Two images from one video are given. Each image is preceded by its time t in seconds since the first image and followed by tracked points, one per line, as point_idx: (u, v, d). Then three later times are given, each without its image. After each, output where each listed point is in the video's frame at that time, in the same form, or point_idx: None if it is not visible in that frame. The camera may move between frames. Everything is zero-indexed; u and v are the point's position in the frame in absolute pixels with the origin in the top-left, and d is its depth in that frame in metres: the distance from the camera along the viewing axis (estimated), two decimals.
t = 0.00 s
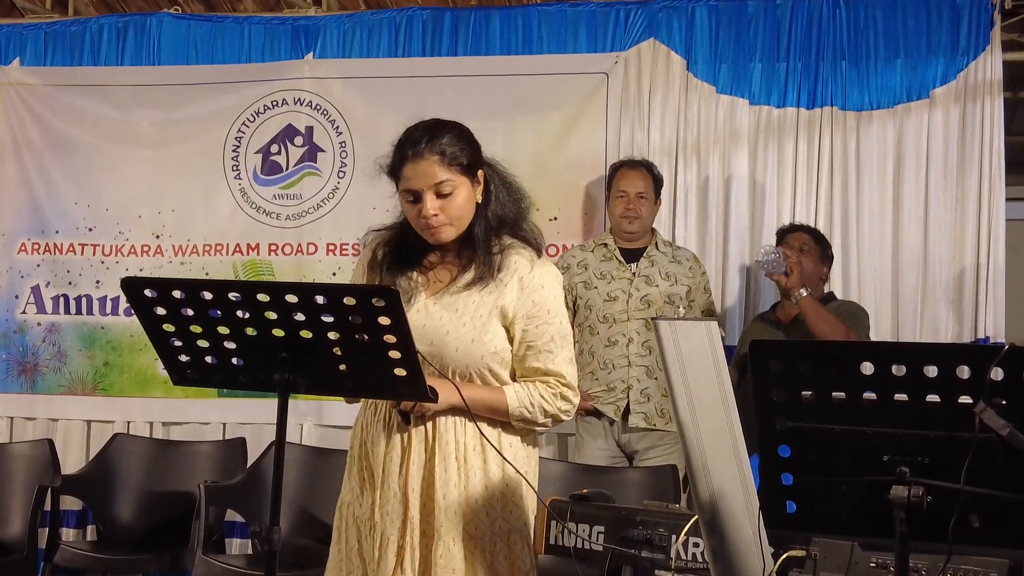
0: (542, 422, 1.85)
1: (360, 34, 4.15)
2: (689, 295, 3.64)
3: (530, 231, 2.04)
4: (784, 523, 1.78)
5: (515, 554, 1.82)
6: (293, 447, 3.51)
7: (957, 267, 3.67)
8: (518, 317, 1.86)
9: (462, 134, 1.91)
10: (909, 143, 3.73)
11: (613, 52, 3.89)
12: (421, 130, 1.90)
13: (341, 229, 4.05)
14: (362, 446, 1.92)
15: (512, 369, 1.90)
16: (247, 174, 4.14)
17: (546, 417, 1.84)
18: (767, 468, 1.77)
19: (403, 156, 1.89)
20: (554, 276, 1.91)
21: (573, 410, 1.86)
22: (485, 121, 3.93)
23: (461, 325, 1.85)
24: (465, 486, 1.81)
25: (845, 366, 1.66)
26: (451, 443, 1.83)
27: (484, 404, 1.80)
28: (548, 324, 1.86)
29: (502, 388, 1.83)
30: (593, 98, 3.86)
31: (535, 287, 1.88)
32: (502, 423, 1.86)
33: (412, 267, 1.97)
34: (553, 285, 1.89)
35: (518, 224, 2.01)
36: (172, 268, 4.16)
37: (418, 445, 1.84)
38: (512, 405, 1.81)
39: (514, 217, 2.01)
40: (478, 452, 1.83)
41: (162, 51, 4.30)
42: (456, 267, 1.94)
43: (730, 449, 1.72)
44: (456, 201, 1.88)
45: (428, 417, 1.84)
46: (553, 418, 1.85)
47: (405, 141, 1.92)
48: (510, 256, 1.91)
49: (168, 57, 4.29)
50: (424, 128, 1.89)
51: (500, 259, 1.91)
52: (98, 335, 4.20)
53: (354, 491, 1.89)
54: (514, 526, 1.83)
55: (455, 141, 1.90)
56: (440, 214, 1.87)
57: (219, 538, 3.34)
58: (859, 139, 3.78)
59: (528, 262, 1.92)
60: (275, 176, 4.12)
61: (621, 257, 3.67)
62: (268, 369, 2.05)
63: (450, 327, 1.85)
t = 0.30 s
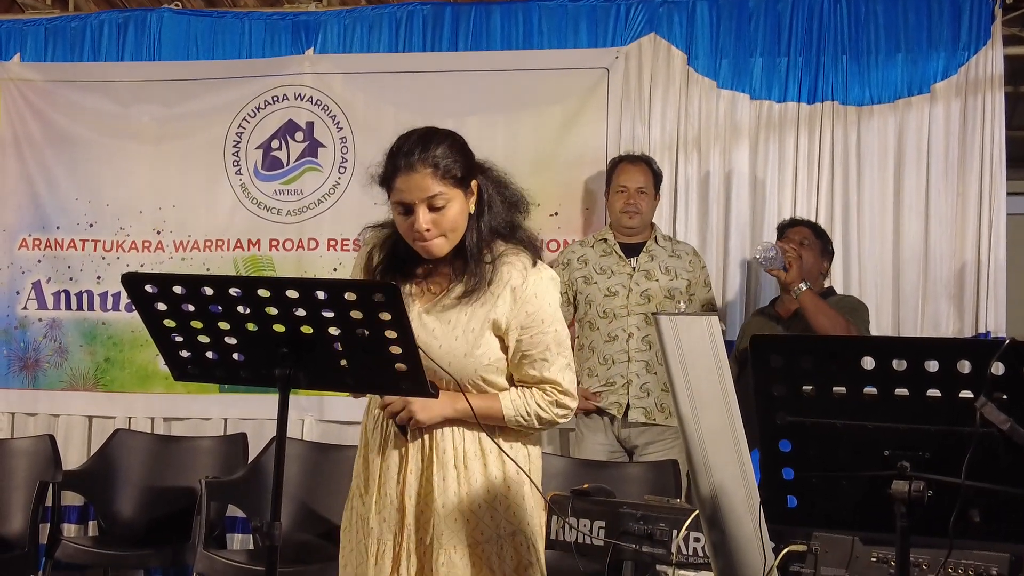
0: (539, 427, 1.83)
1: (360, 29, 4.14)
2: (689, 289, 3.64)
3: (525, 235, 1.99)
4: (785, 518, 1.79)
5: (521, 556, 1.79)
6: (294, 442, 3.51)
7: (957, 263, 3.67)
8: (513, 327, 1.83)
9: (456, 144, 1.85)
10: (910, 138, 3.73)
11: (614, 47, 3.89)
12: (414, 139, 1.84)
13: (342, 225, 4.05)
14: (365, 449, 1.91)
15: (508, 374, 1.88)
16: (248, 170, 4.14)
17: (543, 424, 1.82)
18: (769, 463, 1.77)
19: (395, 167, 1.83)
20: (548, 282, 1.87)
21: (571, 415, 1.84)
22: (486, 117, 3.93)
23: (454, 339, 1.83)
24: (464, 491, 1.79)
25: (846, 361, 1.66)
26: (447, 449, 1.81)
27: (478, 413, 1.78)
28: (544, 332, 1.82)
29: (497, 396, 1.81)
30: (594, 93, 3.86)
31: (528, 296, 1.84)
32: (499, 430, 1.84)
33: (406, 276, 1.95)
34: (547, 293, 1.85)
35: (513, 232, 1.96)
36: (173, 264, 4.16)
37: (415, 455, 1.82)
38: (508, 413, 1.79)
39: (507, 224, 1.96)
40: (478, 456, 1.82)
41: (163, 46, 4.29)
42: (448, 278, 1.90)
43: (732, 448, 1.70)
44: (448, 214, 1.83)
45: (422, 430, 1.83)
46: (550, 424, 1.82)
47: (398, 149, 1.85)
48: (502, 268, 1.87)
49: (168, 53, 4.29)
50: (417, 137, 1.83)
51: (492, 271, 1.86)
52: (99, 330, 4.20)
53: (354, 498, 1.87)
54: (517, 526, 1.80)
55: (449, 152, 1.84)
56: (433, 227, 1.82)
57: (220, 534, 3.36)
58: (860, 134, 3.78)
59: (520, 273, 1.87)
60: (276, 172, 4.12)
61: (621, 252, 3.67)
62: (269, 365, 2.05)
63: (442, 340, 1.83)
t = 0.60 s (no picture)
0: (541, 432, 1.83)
1: (361, 24, 4.13)
2: (690, 285, 3.64)
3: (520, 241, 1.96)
4: (786, 512, 1.79)
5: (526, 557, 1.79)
6: (295, 437, 3.52)
7: (959, 257, 3.67)
8: (511, 339, 1.82)
9: (450, 162, 1.81)
10: (912, 132, 3.73)
11: (615, 41, 3.88)
12: (407, 157, 1.79)
13: (343, 220, 4.06)
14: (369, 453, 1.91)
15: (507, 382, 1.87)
16: (249, 165, 4.14)
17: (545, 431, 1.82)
18: (770, 457, 1.77)
19: (388, 187, 1.79)
20: (545, 291, 1.84)
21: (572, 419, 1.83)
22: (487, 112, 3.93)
23: (455, 356, 1.83)
24: (468, 495, 1.79)
25: (848, 355, 1.66)
26: (449, 458, 1.80)
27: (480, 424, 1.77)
28: (543, 344, 1.80)
29: (499, 404, 1.80)
30: (595, 87, 3.86)
31: (524, 308, 1.81)
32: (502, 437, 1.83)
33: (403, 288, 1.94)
34: (544, 304, 1.82)
35: (508, 246, 1.92)
36: (174, 260, 4.17)
37: (418, 465, 1.82)
38: (511, 422, 1.78)
39: (501, 238, 1.92)
40: (481, 463, 1.81)
41: (164, 41, 4.29)
42: (444, 293, 1.89)
43: (735, 450, 1.73)
44: (443, 234, 1.79)
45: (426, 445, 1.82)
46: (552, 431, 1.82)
47: (391, 167, 1.81)
48: (497, 284, 1.84)
49: (169, 48, 4.29)
50: (410, 156, 1.79)
51: (487, 289, 1.84)
52: (101, 326, 4.20)
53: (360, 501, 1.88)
54: (519, 526, 1.79)
55: (443, 170, 1.80)
56: (427, 248, 1.79)
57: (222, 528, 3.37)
58: (862, 128, 3.78)
59: (514, 288, 1.84)
60: (277, 167, 4.12)
61: (622, 247, 3.67)
62: (271, 360, 2.05)
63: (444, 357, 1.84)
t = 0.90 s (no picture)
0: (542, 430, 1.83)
1: (361, 19, 4.12)
2: (691, 280, 3.64)
3: (517, 241, 1.96)
4: (786, 505, 1.79)
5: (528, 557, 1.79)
6: (297, 431, 3.53)
7: (961, 252, 3.67)
8: (510, 340, 1.82)
9: (449, 165, 1.81)
10: (913, 126, 3.72)
11: (616, 35, 3.88)
12: (405, 160, 1.80)
13: (344, 215, 4.06)
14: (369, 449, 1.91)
15: (508, 381, 1.87)
16: (249, 159, 4.14)
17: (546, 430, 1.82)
18: (771, 451, 1.77)
19: (386, 190, 1.79)
20: (544, 291, 1.84)
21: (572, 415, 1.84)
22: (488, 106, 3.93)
23: (455, 357, 1.83)
24: (470, 495, 1.78)
25: (848, 350, 1.66)
26: (452, 458, 1.80)
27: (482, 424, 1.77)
28: (541, 343, 1.81)
29: (499, 403, 1.80)
30: (596, 82, 3.86)
31: (523, 307, 1.81)
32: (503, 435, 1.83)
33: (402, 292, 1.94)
34: (544, 303, 1.82)
35: (505, 247, 1.91)
36: (175, 255, 4.17)
37: (420, 465, 1.82)
38: (512, 419, 1.78)
39: (498, 239, 1.90)
40: (484, 462, 1.81)
41: (164, 35, 4.28)
42: (442, 299, 1.88)
43: (735, 442, 1.71)
44: (441, 238, 1.79)
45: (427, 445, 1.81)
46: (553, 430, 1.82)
47: (388, 170, 1.81)
48: (495, 288, 1.83)
49: (170, 43, 4.28)
50: (408, 159, 1.79)
51: (485, 292, 1.83)
52: (102, 321, 4.20)
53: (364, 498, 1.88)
54: (518, 525, 1.78)
55: (442, 174, 1.80)
56: (425, 252, 1.78)
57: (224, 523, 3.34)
58: (863, 122, 3.77)
59: (511, 289, 1.83)
60: (278, 162, 4.13)
61: (624, 242, 3.67)
62: (271, 355, 2.06)
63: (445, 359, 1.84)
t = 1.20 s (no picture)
0: (542, 415, 1.82)
1: (362, 13, 4.12)
2: (693, 275, 3.65)
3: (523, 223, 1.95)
4: (788, 500, 1.79)
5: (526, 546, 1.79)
6: (299, 426, 3.53)
7: (962, 247, 3.67)
8: (511, 319, 1.82)
9: (457, 138, 1.83)
10: (915, 120, 3.72)
11: (618, 29, 3.87)
12: (414, 131, 1.82)
13: (346, 209, 4.06)
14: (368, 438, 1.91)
15: (512, 364, 1.87)
16: (251, 155, 4.14)
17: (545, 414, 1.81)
18: (772, 445, 1.77)
19: (395, 158, 1.81)
20: (545, 273, 1.83)
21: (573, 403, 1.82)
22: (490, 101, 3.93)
23: (456, 334, 1.84)
24: (468, 481, 1.79)
25: (850, 344, 1.66)
26: (449, 443, 1.81)
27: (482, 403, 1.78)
28: (543, 324, 1.80)
29: (499, 385, 1.80)
30: (597, 76, 3.85)
31: (525, 288, 1.81)
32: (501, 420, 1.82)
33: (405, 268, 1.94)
34: (547, 285, 1.82)
35: (509, 226, 1.92)
36: (177, 250, 4.17)
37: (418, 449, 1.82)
38: (511, 403, 1.78)
39: (501, 219, 1.91)
40: (483, 449, 1.81)
41: (165, 31, 4.28)
42: (443, 274, 1.88)
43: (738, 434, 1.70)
44: (446, 208, 1.80)
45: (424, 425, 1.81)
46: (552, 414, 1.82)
47: (399, 138, 1.83)
48: (496, 262, 1.84)
49: (171, 38, 4.28)
50: (417, 129, 1.81)
51: (488, 266, 1.84)
52: (104, 316, 4.21)
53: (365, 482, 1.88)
54: (519, 515, 1.79)
55: (449, 146, 1.82)
56: (430, 220, 1.80)
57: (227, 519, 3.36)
58: (864, 117, 3.77)
59: (515, 267, 1.84)
60: (279, 157, 4.13)
61: (626, 236, 3.67)
62: (272, 349, 2.06)
63: (447, 337, 1.85)
